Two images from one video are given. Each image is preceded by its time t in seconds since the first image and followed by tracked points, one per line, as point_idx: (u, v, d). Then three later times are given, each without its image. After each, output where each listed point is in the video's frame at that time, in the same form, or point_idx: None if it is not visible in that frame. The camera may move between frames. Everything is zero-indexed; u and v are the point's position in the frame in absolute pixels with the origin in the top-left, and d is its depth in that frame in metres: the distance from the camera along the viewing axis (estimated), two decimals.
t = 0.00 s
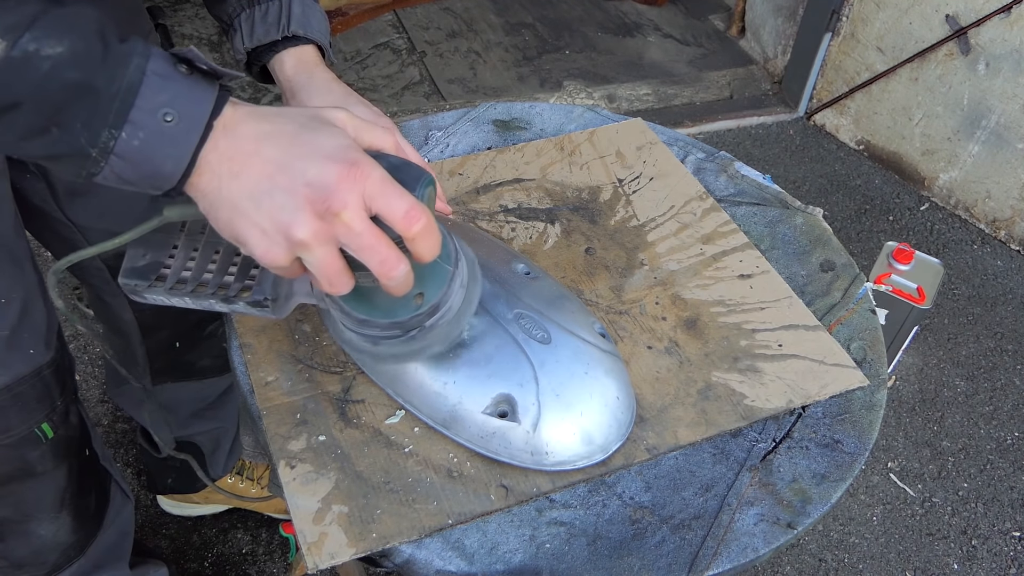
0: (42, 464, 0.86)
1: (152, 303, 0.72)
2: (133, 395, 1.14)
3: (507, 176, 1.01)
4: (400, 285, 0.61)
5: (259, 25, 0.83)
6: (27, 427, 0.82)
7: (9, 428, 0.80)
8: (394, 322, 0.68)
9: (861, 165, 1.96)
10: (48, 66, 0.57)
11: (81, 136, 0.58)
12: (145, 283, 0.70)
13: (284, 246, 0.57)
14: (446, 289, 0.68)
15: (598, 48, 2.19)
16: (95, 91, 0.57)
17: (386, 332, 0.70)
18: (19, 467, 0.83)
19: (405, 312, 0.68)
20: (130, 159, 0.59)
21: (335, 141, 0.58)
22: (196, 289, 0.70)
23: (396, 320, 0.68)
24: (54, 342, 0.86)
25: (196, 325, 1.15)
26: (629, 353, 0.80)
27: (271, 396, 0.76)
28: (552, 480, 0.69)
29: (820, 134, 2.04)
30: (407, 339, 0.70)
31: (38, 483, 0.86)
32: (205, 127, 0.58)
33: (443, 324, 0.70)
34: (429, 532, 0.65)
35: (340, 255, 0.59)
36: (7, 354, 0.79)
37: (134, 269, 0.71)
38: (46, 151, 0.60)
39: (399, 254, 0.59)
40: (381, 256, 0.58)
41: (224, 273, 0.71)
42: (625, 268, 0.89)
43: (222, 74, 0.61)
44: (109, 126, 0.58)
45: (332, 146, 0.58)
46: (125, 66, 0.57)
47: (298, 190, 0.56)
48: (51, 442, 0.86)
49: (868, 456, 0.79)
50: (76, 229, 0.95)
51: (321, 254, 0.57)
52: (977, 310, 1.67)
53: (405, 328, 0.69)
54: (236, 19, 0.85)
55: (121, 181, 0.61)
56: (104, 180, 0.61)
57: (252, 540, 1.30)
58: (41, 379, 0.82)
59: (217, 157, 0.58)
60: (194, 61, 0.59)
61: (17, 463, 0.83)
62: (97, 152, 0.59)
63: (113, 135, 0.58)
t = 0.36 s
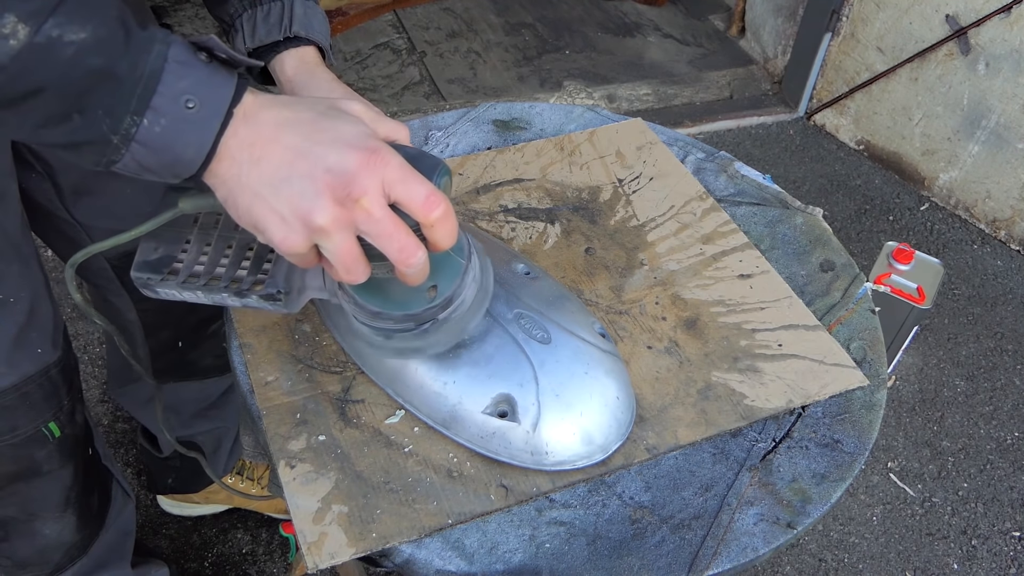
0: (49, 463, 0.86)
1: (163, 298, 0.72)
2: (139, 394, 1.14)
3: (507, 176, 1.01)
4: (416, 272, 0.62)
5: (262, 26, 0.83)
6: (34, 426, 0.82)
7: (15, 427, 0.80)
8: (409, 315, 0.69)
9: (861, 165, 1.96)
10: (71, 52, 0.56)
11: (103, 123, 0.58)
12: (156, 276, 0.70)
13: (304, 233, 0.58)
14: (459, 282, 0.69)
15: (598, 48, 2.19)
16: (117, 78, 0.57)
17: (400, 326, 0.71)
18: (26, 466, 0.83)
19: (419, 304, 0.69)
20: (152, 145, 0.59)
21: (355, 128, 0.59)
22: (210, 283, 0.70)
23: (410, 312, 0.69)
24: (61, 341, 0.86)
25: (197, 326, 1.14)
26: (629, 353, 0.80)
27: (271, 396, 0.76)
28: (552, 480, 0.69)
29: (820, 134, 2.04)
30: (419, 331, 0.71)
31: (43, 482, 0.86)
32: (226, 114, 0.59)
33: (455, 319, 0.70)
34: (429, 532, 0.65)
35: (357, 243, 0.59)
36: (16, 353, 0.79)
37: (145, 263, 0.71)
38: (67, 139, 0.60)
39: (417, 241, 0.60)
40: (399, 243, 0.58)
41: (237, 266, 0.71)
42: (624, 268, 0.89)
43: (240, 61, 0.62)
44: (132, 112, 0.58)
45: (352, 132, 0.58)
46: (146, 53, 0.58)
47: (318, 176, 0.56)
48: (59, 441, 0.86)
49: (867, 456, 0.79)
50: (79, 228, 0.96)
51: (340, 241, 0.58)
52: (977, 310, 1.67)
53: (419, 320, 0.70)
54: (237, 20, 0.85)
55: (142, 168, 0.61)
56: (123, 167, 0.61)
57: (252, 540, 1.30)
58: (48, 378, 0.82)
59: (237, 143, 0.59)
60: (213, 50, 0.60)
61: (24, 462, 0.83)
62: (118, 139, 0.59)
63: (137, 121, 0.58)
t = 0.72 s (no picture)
0: (52, 462, 0.86)
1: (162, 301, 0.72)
2: (139, 394, 1.14)
3: (507, 176, 1.01)
4: (416, 276, 0.63)
5: (263, 26, 0.83)
6: (37, 425, 0.82)
7: (18, 427, 0.80)
8: (407, 319, 0.70)
9: (861, 165, 1.96)
10: (75, 47, 0.55)
11: (104, 119, 0.59)
12: (155, 279, 0.70)
13: (303, 235, 0.59)
14: (458, 286, 0.70)
15: (598, 48, 2.19)
16: (121, 74, 0.57)
17: (398, 330, 0.71)
18: (28, 465, 0.83)
19: (418, 309, 0.69)
20: (152, 142, 0.60)
21: (356, 131, 0.60)
22: (208, 285, 0.70)
23: (409, 316, 0.70)
24: (64, 340, 0.86)
25: (197, 326, 1.16)
26: (628, 353, 0.80)
27: (272, 396, 0.76)
28: (552, 480, 0.69)
29: (819, 134, 2.04)
30: (418, 337, 0.72)
31: (46, 481, 0.86)
32: (228, 113, 0.60)
33: (453, 323, 0.71)
34: (429, 532, 0.65)
35: (356, 246, 0.60)
36: (20, 352, 0.79)
37: (145, 265, 0.71)
38: (66, 135, 0.60)
39: (416, 244, 0.61)
40: (398, 247, 0.59)
41: (235, 269, 0.71)
42: (624, 268, 0.89)
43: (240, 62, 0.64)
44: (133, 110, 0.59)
45: (354, 135, 0.59)
46: (150, 50, 0.58)
47: (320, 178, 0.57)
48: (62, 439, 0.86)
49: (867, 456, 0.79)
50: (81, 224, 0.96)
51: (339, 243, 0.59)
52: (977, 310, 1.67)
53: (417, 325, 0.70)
54: (238, 20, 0.85)
55: (142, 165, 0.62)
56: (121, 164, 0.61)
57: (252, 540, 1.30)
58: (52, 377, 0.83)
59: (239, 143, 0.60)
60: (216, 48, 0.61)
61: (26, 461, 0.83)
62: (118, 135, 0.59)
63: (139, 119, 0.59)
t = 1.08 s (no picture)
0: (52, 461, 0.86)
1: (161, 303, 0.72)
2: (139, 395, 1.15)
3: (507, 176, 1.01)
4: (416, 276, 0.62)
5: (264, 26, 0.84)
6: (37, 424, 0.82)
7: (19, 426, 0.80)
8: (407, 321, 0.70)
9: (861, 165, 1.96)
10: (74, 47, 0.55)
11: (104, 120, 0.59)
12: (156, 281, 0.70)
13: (304, 235, 0.59)
14: (458, 290, 0.70)
15: (598, 48, 2.20)
16: (121, 74, 0.57)
17: (398, 331, 0.72)
18: (28, 464, 0.83)
19: (418, 311, 0.70)
20: (152, 143, 0.60)
21: (356, 130, 0.60)
22: (208, 288, 0.70)
23: (409, 318, 0.70)
24: (64, 339, 0.86)
25: (198, 325, 1.17)
26: (628, 353, 0.80)
27: (272, 396, 0.76)
28: (552, 480, 0.69)
29: (819, 134, 2.04)
30: (417, 339, 0.72)
31: (46, 480, 0.86)
32: (228, 114, 0.60)
33: (453, 325, 0.71)
34: (429, 532, 0.65)
35: (356, 245, 0.60)
36: (20, 352, 0.79)
37: (145, 267, 0.71)
38: (66, 135, 0.60)
39: (417, 244, 0.60)
40: (399, 247, 0.59)
41: (236, 272, 0.71)
42: (624, 268, 0.89)
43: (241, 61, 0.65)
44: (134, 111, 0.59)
45: (354, 134, 0.59)
46: (150, 50, 0.58)
47: (320, 178, 0.57)
48: (62, 439, 0.86)
49: (867, 456, 0.79)
50: (82, 224, 0.95)
51: (340, 243, 0.59)
52: (977, 310, 1.67)
53: (417, 327, 0.71)
54: (240, 20, 0.85)
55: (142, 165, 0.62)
56: (120, 164, 0.61)
57: (252, 540, 1.30)
58: (52, 377, 0.83)
59: (238, 144, 0.60)
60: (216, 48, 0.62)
61: (27, 460, 0.83)
62: (118, 135, 0.59)
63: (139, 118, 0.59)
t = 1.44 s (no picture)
0: (51, 462, 0.86)
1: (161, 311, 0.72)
2: (139, 394, 1.15)
3: (507, 176, 1.01)
4: (425, 292, 0.62)
5: (263, 26, 0.84)
6: (36, 425, 0.82)
7: (17, 426, 0.80)
8: (413, 335, 0.70)
9: (861, 165, 1.96)
10: (83, 58, 0.55)
11: (113, 131, 0.58)
12: (156, 289, 0.70)
13: (314, 249, 0.59)
14: (464, 303, 0.70)
15: (598, 48, 2.19)
16: (131, 85, 0.57)
17: (403, 345, 0.72)
18: (27, 465, 0.83)
19: (423, 325, 0.70)
20: (163, 155, 0.60)
21: (368, 144, 0.60)
22: (210, 297, 0.70)
23: (414, 333, 0.70)
24: (64, 340, 0.86)
25: (197, 326, 1.15)
26: (629, 353, 0.80)
27: (272, 396, 0.76)
28: (552, 480, 0.69)
29: (819, 134, 2.04)
30: (423, 353, 0.72)
31: (45, 481, 0.86)
32: (239, 123, 0.60)
33: (459, 341, 0.71)
34: (429, 532, 0.65)
35: (366, 260, 0.60)
36: (19, 353, 0.79)
37: (146, 274, 0.71)
38: (75, 147, 0.60)
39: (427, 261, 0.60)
40: (409, 263, 0.59)
41: (238, 281, 0.71)
42: (625, 268, 0.89)
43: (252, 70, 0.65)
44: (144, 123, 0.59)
45: (366, 148, 0.60)
46: (159, 61, 0.58)
47: (331, 192, 0.57)
48: (61, 440, 0.86)
49: (867, 456, 0.79)
50: (81, 225, 0.96)
51: (350, 258, 0.59)
52: (977, 310, 1.67)
53: (423, 341, 0.71)
54: (239, 20, 0.85)
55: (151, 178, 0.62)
56: (130, 176, 0.61)
57: (252, 540, 1.30)
58: (51, 377, 0.83)
59: (248, 155, 0.60)
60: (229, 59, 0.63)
61: (25, 461, 0.83)
62: (128, 147, 0.59)
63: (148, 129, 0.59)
